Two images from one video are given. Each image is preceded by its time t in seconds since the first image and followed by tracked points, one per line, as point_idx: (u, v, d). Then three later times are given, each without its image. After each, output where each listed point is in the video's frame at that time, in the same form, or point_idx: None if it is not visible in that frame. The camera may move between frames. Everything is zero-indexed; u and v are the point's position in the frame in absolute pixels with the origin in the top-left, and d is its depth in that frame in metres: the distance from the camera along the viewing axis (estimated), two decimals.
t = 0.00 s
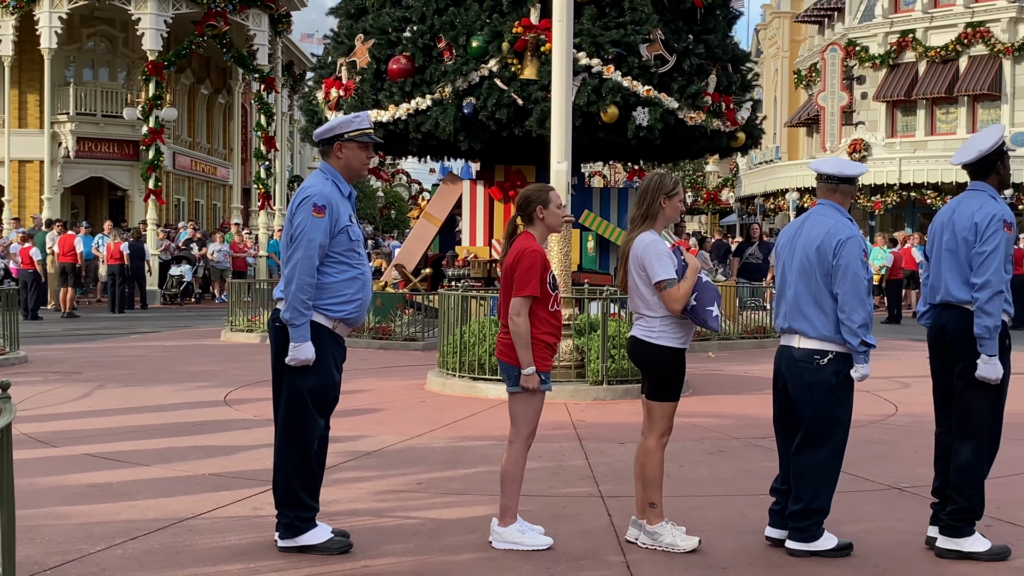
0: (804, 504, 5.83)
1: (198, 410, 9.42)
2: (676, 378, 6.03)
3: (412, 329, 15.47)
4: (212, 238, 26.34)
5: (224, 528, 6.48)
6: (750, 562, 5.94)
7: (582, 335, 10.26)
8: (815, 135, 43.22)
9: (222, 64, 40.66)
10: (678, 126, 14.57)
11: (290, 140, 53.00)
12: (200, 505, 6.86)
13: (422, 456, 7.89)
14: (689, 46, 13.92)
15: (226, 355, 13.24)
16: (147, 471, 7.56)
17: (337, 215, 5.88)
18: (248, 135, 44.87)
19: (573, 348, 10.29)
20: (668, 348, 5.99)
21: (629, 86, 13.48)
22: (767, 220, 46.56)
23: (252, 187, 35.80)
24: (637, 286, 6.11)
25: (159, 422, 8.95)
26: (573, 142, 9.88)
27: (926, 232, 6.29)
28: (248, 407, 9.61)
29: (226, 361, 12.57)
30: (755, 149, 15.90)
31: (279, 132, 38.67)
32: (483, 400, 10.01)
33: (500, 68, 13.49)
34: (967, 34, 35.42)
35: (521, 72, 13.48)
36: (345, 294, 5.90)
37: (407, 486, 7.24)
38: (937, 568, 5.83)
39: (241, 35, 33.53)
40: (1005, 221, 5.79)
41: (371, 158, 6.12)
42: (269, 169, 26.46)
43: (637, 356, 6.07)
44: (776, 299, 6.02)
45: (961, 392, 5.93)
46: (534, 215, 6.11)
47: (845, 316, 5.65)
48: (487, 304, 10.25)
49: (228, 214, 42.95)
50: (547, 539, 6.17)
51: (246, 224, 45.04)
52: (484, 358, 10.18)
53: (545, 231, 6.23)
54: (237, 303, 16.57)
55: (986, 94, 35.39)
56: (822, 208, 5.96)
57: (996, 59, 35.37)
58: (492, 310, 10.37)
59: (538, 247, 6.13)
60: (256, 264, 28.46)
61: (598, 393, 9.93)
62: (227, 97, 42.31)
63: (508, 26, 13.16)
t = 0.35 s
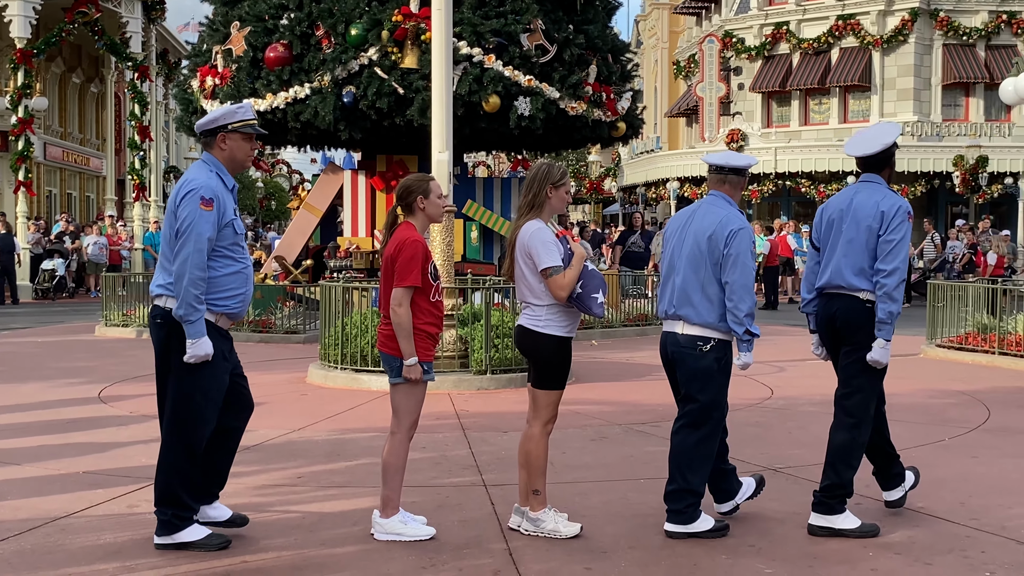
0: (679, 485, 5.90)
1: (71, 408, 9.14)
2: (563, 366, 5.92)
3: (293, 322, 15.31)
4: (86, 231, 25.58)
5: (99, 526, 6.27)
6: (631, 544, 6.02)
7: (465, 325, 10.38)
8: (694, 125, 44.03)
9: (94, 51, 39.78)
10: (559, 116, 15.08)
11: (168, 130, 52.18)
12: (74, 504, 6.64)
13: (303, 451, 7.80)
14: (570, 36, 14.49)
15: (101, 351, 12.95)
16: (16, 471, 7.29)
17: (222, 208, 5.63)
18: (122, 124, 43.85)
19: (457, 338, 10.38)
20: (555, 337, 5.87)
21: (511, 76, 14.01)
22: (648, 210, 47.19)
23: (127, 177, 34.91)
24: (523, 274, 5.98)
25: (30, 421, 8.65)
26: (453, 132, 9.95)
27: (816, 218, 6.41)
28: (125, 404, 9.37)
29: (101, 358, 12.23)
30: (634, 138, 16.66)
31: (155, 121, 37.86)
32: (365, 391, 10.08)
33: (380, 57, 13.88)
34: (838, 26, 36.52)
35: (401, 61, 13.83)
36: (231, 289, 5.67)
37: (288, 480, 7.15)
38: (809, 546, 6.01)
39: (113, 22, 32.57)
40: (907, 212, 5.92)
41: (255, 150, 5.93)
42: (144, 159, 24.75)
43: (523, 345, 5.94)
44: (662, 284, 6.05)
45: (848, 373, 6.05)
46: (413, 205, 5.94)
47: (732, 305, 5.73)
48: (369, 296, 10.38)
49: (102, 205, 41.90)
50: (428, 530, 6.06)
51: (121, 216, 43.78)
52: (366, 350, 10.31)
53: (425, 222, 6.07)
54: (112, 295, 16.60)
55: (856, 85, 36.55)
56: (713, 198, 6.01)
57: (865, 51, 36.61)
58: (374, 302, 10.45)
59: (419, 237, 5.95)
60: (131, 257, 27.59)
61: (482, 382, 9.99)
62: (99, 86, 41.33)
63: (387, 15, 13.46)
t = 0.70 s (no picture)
0: (627, 462, 5.98)
1: (6, 403, 8.96)
2: (509, 358, 5.94)
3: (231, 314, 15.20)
4: (19, 223, 25.06)
5: (36, 522, 6.16)
6: (573, 533, 6.06)
7: (407, 315, 10.37)
8: (633, 115, 44.24)
9: (26, 40, 38.90)
10: (499, 106, 15.16)
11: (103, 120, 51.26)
12: (9, 500, 6.52)
13: (243, 445, 7.75)
14: (509, 26, 14.53)
15: (36, 346, 12.72)
16: None
17: (187, 198, 5.55)
18: (56, 115, 42.98)
19: (398, 329, 10.38)
20: (504, 328, 5.86)
21: (450, 67, 14.03)
22: (589, 199, 47.31)
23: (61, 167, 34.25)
24: (475, 261, 5.94)
25: None
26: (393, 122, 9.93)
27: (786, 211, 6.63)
28: (61, 399, 9.21)
29: (35, 352, 12.02)
30: (575, 128, 16.76)
31: (90, 112, 37.16)
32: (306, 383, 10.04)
33: (318, 47, 13.93)
34: (775, 16, 36.92)
35: (340, 51, 13.92)
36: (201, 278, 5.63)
37: (229, 473, 7.10)
38: (748, 531, 6.10)
39: (45, 10, 31.87)
40: (873, 197, 6.18)
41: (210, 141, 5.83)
42: (78, 149, 24.22)
43: (471, 336, 5.91)
44: (624, 276, 6.18)
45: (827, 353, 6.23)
46: (361, 195, 5.89)
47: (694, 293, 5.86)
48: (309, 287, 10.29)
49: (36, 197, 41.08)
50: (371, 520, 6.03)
51: (55, 208, 42.94)
52: (308, 341, 10.24)
53: (371, 212, 6.02)
54: (48, 288, 16.37)
55: (793, 75, 36.96)
56: (669, 190, 6.15)
57: (802, 41, 37.08)
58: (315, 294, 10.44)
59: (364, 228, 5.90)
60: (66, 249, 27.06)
61: (424, 372, 10.03)
62: (31, 76, 40.46)
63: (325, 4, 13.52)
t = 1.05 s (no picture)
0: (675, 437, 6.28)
1: None
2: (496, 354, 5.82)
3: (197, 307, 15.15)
4: None
5: None
6: (540, 524, 6.07)
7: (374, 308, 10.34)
8: (601, 108, 44.29)
9: None
10: (466, 98, 15.22)
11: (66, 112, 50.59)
12: None
13: (209, 439, 7.71)
14: (476, 18, 14.69)
15: None
16: None
17: (182, 188, 5.48)
18: (18, 107, 42.41)
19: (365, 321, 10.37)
20: (493, 323, 5.76)
21: (417, 58, 14.05)
22: (557, 191, 47.32)
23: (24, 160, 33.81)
24: (468, 252, 5.81)
25: None
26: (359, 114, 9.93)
27: (776, 196, 6.92)
28: (24, 394, 9.10)
29: None
30: (542, 121, 16.79)
31: (53, 103, 36.66)
32: (272, 376, 10.02)
33: (284, 38, 14.02)
34: (742, 10, 37.08)
35: (306, 42, 14.03)
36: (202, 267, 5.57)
37: (195, 467, 7.06)
38: (714, 521, 6.13)
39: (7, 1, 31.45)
40: (863, 186, 6.52)
41: (204, 132, 5.74)
42: (41, 141, 23.92)
43: (460, 330, 5.81)
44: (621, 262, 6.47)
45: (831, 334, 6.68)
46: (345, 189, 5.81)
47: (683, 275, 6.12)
48: (275, 280, 10.24)
49: None
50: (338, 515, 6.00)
51: (18, 201, 42.36)
52: (274, 334, 10.22)
53: (356, 206, 5.95)
54: (12, 282, 16.39)
55: (759, 68, 37.13)
56: (658, 177, 6.41)
57: (768, 34, 37.28)
58: (284, 286, 10.33)
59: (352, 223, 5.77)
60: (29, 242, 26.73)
61: (390, 365, 10.03)
62: None
63: None
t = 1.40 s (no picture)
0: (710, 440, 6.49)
1: None
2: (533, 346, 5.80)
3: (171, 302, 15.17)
4: None
5: None
6: (513, 519, 6.06)
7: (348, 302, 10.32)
8: (577, 103, 44.32)
9: None
10: (441, 93, 15.19)
11: (36, 104, 49.96)
12: None
13: (182, 435, 7.66)
14: (451, 13, 14.61)
15: None
16: None
17: (171, 183, 5.40)
18: None
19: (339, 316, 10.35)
20: (525, 316, 5.77)
21: (392, 52, 13.97)
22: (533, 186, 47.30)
23: None
24: (499, 246, 5.84)
25: None
26: (333, 107, 9.90)
27: (792, 192, 7.26)
28: None
29: None
30: (518, 116, 16.80)
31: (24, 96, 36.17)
32: (244, 370, 10.05)
33: (258, 32, 14.01)
34: (717, 6, 37.15)
35: (280, 35, 13.95)
36: (188, 263, 5.46)
37: (166, 462, 7.01)
38: (686, 515, 6.15)
39: None
40: (879, 192, 6.94)
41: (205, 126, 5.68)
42: (12, 133, 23.68)
43: (491, 325, 5.79)
44: (643, 265, 6.53)
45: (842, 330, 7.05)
46: (361, 181, 5.75)
47: (706, 279, 6.17)
48: (248, 274, 10.23)
49: None
50: (339, 503, 5.92)
51: None
52: (247, 329, 10.19)
53: (367, 198, 5.89)
54: None
55: (734, 64, 37.22)
56: (681, 180, 6.50)
57: (743, 31, 37.34)
58: (256, 279, 10.35)
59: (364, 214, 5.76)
60: None
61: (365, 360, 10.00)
62: None
63: None
